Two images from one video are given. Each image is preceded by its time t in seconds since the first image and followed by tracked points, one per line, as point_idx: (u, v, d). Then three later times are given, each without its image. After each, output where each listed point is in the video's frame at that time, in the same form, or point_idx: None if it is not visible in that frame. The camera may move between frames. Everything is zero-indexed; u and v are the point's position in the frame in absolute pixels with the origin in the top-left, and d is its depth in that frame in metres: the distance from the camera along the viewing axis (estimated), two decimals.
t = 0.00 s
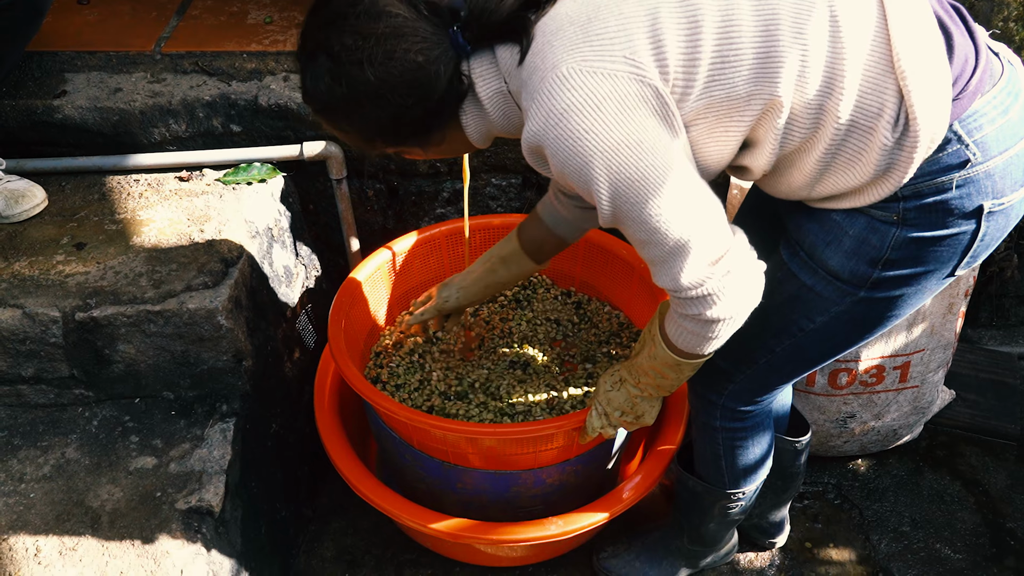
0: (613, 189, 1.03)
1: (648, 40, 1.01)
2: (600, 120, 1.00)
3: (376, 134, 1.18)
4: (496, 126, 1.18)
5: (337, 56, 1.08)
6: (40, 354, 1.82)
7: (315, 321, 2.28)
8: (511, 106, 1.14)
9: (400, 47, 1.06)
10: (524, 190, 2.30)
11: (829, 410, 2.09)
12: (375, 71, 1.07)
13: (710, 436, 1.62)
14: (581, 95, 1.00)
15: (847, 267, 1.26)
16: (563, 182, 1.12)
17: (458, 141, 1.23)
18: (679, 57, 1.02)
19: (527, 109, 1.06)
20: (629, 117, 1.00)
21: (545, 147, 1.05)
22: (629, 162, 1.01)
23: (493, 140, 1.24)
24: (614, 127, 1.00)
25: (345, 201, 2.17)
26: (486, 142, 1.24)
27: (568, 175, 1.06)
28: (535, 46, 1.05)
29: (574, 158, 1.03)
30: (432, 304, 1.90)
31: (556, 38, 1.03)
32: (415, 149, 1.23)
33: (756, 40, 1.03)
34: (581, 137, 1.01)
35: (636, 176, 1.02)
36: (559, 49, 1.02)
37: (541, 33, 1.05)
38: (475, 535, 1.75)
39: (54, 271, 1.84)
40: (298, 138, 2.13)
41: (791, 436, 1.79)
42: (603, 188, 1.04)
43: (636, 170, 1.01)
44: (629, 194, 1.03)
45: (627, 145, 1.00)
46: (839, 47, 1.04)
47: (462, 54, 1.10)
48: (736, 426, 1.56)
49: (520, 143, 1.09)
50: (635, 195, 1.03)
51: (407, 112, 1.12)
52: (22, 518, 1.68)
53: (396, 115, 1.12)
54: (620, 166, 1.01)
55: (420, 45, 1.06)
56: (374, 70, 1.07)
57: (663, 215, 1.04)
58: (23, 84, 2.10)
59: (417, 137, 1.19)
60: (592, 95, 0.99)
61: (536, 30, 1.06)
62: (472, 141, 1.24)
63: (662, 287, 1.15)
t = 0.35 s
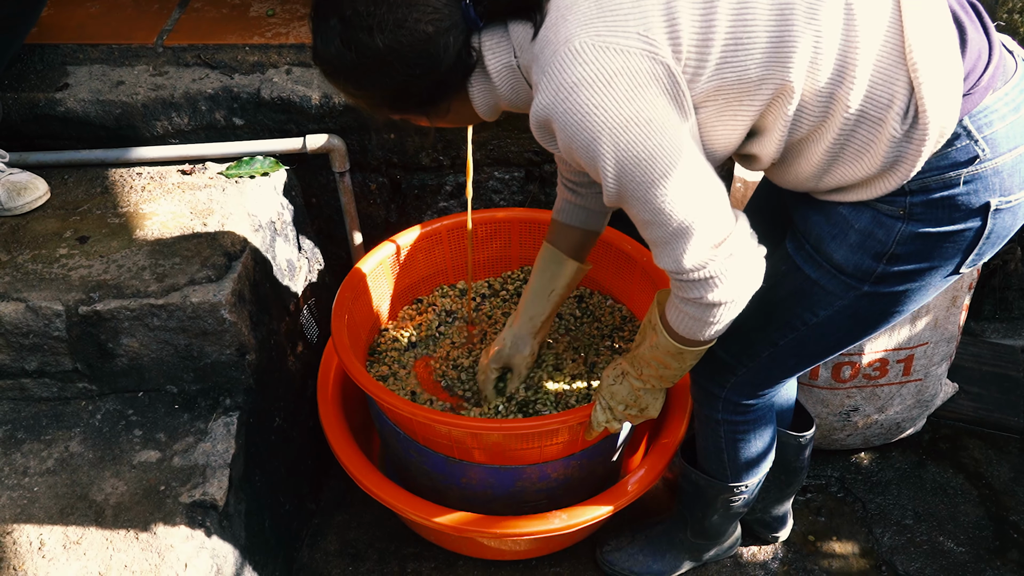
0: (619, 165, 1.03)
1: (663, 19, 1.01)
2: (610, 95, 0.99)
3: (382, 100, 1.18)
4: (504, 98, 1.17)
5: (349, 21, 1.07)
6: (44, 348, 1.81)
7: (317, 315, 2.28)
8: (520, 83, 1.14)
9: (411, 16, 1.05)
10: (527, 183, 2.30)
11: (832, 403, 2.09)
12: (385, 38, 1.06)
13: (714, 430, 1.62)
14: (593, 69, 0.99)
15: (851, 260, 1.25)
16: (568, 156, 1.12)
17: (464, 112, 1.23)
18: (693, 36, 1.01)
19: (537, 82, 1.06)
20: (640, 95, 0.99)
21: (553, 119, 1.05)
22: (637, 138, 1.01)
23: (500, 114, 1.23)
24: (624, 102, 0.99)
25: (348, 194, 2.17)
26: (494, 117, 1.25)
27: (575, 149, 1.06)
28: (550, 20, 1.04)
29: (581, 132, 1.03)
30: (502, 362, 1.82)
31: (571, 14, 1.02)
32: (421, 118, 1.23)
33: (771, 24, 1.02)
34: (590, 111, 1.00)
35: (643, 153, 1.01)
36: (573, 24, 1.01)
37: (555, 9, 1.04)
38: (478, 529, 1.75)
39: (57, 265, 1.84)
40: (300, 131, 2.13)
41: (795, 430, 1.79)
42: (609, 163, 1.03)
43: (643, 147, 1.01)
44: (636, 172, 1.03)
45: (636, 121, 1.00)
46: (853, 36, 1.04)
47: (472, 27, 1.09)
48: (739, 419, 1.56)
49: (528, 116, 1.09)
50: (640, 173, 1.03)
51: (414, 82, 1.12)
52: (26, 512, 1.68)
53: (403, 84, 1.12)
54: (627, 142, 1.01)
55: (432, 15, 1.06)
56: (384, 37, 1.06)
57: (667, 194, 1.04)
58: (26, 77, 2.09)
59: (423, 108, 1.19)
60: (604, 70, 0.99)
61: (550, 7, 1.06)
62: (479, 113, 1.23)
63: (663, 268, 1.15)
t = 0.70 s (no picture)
0: (630, 171, 1.03)
1: (671, 22, 1.00)
2: (620, 102, 0.99)
3: (386, 105, 1.18)
4: (506, 100, 1.18)
5: (352, 30, 1.06)
6: (36, 344, 1.80)
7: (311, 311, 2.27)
8: (523, 85, 1.14)
9: (416, 27, 1.05)
10: (522, 180, 2.30)
11: (826, 400, 2.10)
12: (390, 49, 1.06)
13: (714, 424, 1.63)
14: (602, 75, 0.98)
15: (858, 256, 1.26)
16: (577, 161, 1.11)
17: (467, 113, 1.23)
18: (701, 40, 1.01)
19: (546, 88, 1.05)
20: (649, 101, 0.99)
21: (563, 126, 1.04)
22: (647, 144, 1.00)
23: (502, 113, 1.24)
24: (634, 108, 0.99)
25: (342, 190, 2.16)
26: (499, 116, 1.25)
27: (585, 155, 1.06)
28: (556, 27, 1.04)
29: (592, 139, 1.03)
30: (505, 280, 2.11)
31: (578, 19, 1.01)
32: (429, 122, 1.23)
33: (779, 25, 1.01)
34: (600, 118, 1.00)
35: (654, 158, 1.01)
36: (581, 29, 1.01)
37: (562, 14, 1.04)
38: (475, 526, 1.75)
39: (50, 260, 1.82)
40: (295, 127, 2.12)
41: (790, 426, 1.80)
42: (620, 169, 1.03)
43: (654, 152, 1.01)
44: (646, 177, 1.03)
45: (646, 127, 0.99)
46: (860, 35, 1.04)
47: (476, 36, 1.09)
48: (739, 414, 1.57)
49: (537, 122, 1.08)
50: (651, 178, 1.03)
51: (419, 91, 1.12)
52: (18, 509, 1.67)
53: (408, 93, 1.12)
54: (638, 147, 1.01)
55: (436, 25, 1.05)
56: (389, 48, 1.06)
57: (678, 198, 1.04)
58: (18, 71, 2.09)
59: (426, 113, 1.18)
60: (613, 77, 0.98)
61: (557, 12, 1.05)
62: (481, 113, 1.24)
63: (672, 270, 1.15)
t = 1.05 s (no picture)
0: (642, 169, 1.03)
1: (686, 20, 0.99)
2: (635, 99, 0.98)
3: (394, 99, 1.17)
4: (516, 93, 1.19)
5: (363, 25, 1.05)
6: (35, 345, 1.80)
7: (310, 311, 2.27)
8: (534, 78, 1.14)
9: (429, 24, 1.04)
10: (521, 179, 2.29)
11: (825, 400, 2.10)
12: (402, 45, 1.05)
13: (717, 422, 1.63)
14: (617, 72, 0.98)
15: (864, 252, 1.26)
16: (588, 158, 1.11)
17: (476, 107, 1.23)
18: (716, 37, 1.00)
19: (560, 84, 1.04)
20: (664, 99, 0.98)
21: (576, 122, 1.04)
22: (661, 142, 1.00)
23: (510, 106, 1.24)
24: (649, 106, 0.98)
25: (341, 190, 2.16)
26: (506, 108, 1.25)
27: (597, 152, 1.05)
28: (569, 22, 1.03)
29: (605, 135, 1.02)
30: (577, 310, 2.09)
31: (593, 14, 1.01)
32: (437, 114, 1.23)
33: (794, 24, 1.01)
34: (615, 115, 1.00)
35: (667, 156, 1.01)
36: (595, 25, 1.00)
37: (576, 9, 1.03)
38: (474, 526, 1.75)
39: (48, 261, 1.82)
40: (293, 127, 2.12)
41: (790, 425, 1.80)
42: (633, 166, 1.03)
43: (667, 150, 1.00)
44: (659, 176, 1.03)
45: (660, 124, 0.99)
46: (872, 35, 1.04)
47: (488, 31, 1.09)
48: (742, 412, 1.57)
49: (549, 117, 1.08)
50: (664, 175, 1.03)
51: (427, 87, 1.12)
52: (17, 510, 1.67)
53: (418, 88, 1.12)
54: (651, 145, 1.00)
55: (449, 20, 1.05)
56: (401, 44, 1.05)
57: (690, 196, 1.04)
58: (16, 72, 2.09)
59: (436, 106, 1.18)
60: (627, 74, 0.98)
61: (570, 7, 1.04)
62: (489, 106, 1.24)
63: (679, 268, 1.15)
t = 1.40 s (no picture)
0: (649, 153, 1.02)
1: (698, 6, 0.99)
2: (645, 82, 0.98)
3: (406, 82, 1.17)
4: (527, 80, 1.18)
5: (378, 6, 1.05)
6: (34, 344, 1.80)
7: (310, 311, 2.27)
8: (547, 64, 1.13)
9: (441, 3, 1.04)
10: (520, 178, 2.29)
11: (824, 399, 2.10)
12: (414, 25, 1.05)
13: (719, 419, 1.63)
14: (628, 54, 0.97)
15: (869, 248, 1.26)
16: (594, 142, 1.10)
17: (488, 93, 1.23)
18: (727, 25, 1.00)
19: (569, 66, 1.04)
20: (672, 83, 0.98)
21: (584, 103, 1.03)
22: (669, 127, 0.99)
23: (521, 94, 1.23)
24: (658, 89, 0.98)
25: (340, 189, 2.16)
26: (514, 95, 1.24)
27: (603, 135, 1.04)
28: (581, 5, 1.03)
29: (613, 118, 1.01)
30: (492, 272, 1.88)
31: None
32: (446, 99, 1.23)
33: (804, 15, 1.02)
34: (624, 97, 0.99)
35: (674, 141, 1.00)
36: (608, 8, 1.00)
37: None
38: (471, 525, 1.75)
39: (47, 261, 1.82)
40: (292, 127, 2.12)
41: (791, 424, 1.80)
42: (639, 150, 1.02)
43: (674, 136, 1.00)
44: (664, 162, 1.02)
45: (669, 109, 0.98)
46: (881, 30, 1.05)
47: (501, 13, 1.09)
48: (744, 409, 1.57)
49: (556, 99, 1.07)
50: (670, 161, 1.02)
51: (439, 70, 1.11)
52: (16, 510, 1.66)
53: (428, 70, 1.12)
54: (659, 129, 1.00)
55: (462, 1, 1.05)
56: (413, 24, 1.05)
57: (695, 184, 1.03)
58: (14, 71, 2.08)
59: (448, 89, 1.18)
60: (638, 57, 0.97)
61: None
62: (500, 93, 1.23)
63: (677, 259, 1.15)
